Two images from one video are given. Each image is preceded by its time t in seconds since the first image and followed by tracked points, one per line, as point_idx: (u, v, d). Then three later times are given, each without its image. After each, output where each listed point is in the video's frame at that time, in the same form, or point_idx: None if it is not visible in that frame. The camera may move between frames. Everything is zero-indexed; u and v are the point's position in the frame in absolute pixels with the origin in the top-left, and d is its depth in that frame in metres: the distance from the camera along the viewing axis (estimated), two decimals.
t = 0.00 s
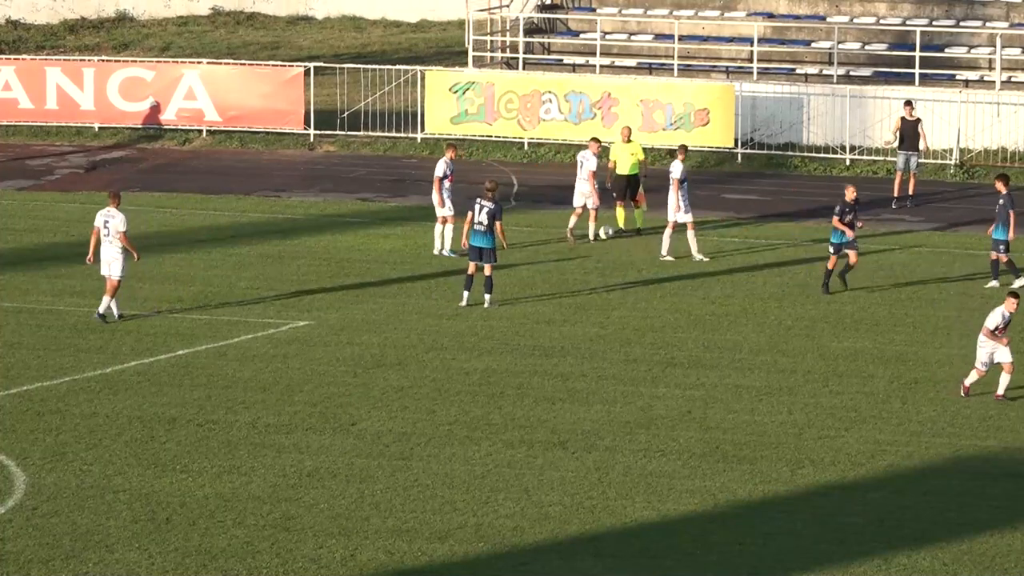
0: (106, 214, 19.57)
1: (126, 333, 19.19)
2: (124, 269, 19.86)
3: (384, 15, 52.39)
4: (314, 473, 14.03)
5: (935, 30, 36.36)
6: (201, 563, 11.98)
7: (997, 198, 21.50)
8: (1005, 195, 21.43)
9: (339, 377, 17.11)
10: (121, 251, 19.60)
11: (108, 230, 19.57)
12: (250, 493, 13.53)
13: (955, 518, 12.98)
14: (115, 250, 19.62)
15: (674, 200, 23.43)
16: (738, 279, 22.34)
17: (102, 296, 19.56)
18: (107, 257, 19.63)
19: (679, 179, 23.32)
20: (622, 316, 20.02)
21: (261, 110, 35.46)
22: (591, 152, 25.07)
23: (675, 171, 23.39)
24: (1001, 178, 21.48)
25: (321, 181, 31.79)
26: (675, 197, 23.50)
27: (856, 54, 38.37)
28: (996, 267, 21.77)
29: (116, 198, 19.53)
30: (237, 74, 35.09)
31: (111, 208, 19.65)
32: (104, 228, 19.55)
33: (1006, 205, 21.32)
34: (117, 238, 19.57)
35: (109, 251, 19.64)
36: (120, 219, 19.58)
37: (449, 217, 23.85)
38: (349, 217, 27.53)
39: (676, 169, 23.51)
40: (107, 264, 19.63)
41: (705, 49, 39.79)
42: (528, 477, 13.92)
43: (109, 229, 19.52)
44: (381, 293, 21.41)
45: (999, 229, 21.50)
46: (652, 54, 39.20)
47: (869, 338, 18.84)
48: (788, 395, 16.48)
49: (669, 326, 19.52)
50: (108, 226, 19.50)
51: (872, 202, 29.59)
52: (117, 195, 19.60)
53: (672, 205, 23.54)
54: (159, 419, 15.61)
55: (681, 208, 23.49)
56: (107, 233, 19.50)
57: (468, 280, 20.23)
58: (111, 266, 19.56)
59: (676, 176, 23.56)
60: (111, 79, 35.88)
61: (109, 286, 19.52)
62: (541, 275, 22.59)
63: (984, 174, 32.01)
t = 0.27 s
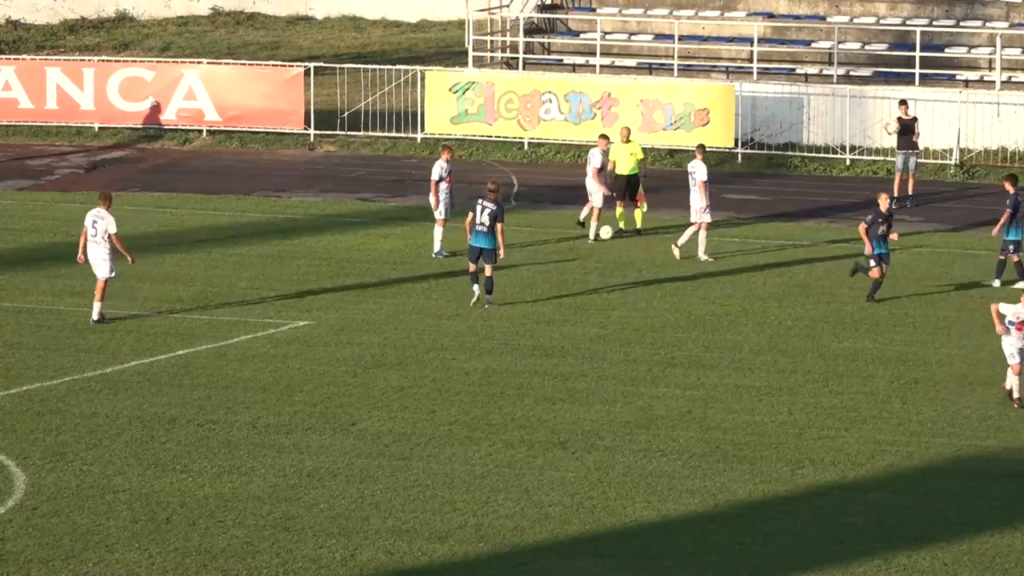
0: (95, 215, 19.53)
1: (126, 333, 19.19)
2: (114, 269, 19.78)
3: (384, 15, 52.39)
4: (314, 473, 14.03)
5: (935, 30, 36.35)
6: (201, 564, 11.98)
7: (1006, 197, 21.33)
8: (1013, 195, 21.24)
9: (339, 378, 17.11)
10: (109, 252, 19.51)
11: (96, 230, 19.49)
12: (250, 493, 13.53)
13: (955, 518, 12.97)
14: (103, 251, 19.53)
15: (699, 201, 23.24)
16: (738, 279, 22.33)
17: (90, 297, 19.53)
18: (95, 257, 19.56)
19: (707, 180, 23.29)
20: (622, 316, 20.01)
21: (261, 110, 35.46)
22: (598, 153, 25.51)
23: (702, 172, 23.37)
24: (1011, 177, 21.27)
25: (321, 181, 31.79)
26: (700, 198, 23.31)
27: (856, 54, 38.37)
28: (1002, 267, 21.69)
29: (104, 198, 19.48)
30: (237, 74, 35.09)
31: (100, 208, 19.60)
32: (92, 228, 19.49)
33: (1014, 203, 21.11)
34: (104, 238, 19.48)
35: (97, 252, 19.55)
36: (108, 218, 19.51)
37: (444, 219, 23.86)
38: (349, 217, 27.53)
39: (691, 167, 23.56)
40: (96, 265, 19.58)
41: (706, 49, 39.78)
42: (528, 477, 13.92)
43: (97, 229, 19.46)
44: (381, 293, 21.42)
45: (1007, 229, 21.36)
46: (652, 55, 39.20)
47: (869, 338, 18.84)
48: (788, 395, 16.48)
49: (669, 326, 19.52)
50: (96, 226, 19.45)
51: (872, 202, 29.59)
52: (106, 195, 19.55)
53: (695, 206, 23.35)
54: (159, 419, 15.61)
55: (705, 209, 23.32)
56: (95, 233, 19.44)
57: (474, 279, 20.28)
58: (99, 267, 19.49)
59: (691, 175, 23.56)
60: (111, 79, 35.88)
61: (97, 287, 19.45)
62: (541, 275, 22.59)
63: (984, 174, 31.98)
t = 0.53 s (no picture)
0: (82, 218, 19.34)
1: (126, 333, 19.19)
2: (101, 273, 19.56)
3: (384, 15, 52.39)
4: (314, 473, 14.03)
5: (935, 30, 36.35)
6: (201, 564, 11.99)
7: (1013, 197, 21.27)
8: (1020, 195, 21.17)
9: (339, 378, 17.11)
10: (92, 257, 19.31)
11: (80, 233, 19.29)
12: (250, 493, 13.53)
13: (955, 518, 12.98)
14: (87, 255, 19.34)
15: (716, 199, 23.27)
16: (738, 279, 22.33)
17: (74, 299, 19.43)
18: (80, 261, 19.38)
19: (726, 179, 23.37)
20: (622, 316, 20.01)
21: (261, 110, 35.47)
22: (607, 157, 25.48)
23: (720, 171, 23.44)
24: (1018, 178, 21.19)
25: (321, 181, 31.79)
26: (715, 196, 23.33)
27: (856, 54, 38.38)
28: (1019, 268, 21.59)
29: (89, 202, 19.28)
30: (237, 75, 35.10)
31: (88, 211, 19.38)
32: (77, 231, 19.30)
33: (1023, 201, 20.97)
34: (88, 242, 19.26)
35: (81, 255, 19.37)
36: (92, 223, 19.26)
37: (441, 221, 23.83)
38: (349, 217, 27.53)
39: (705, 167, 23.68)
40: (81, 269, 19.38)
41: (705, 49, 39.77)
42: (528, 478, 13.92)
43: (81, 232, 19.26)
44: (381, 293, 21.42)
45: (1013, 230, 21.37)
46: (652, 55, 39.20)
47: (869, 338, 18.84)
48: (788, 395, 16.49)
49: (669, 326, 19.52)
50: (80, 230, 19.26)
51: (872, 202, 29.59)
52: (90, 199, 19.32)
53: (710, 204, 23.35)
54: (159, 419, 15.61)
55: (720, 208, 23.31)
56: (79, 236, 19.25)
57: (478, 282, 20.24)
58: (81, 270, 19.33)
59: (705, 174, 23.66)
60: (111, 79, 35.90)
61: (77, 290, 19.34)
62: (541, 275, 22.60)
63: (984, 174, 31.96)
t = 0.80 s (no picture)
0: (69, 217, 19.20)
1: (126, 333, 19.19)
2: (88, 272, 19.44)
3: (384, 15, 52.39)
4: (314, 473, 14.03)
5: (935, 30, 36.35)
6: (201, 564, 11.98)
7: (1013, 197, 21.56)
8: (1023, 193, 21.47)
9: (339, 378, 17.11)
10: (80, 256, 19.20)
11: (68, 232, 19.16)
12: (250, 493, 13.53)
13: (955, 518, 12.98)
14: (74, 254, 19.22)
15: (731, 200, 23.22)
16: (738, 279, 22.33)
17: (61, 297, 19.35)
18: (68, 260, 19.27)
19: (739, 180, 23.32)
20: (622, 317, 20.01)
21: (260, 110, 35.47)
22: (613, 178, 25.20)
23: (733, 172, 23.37)
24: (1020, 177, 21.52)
25: (321, 180, 31.79)
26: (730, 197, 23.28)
27: (856, 54, 38.38)
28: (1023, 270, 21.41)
29: (77, 201, 19.12)
30: (237, 75, 35.10)
31: (75, 210, 19.23)
32: (64, 231, 19.16)
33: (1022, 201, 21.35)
34: (75, 241, 19.14)
35: (69, 254, 19.24)
36: (81, 223, 19.11)
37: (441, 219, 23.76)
38: (349, 217, 27.54)
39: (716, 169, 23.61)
40: (68, 268, 19.25)
41: (705, 49, 39.77)
42: (528, 478, 13.92)
43: (69, 231, 19.13)
44: (381, 293, 21.41)
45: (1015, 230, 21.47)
46: (652, 55, 39.21)
47: (869, 338, 18.84)
48: (788, 395, 16.49)
49: (669, 326, 19.52)
50: (67, 228, 19.14)
51: (872, 202, 29.59)
52: (78, 199, 19.16)
53: (725, 206, 23.27)
54: (159, 419, 15.61)
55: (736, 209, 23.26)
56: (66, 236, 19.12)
57: (478, 284, 20.14)
58: (68, 270, 19.19)
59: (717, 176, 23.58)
60: (111, 79, 35.90)
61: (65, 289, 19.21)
62: (541, 275, 22.60)
63: (984, 174, 31.96)
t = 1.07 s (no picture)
0: (60, 221, 19.13)
1: (126, 333, 19.19)
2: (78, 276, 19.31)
3: (384, 15, 52.39)
4: (314, 473, 14.03)
5: (935, 30, 36.36)
6: (201, 563, 11.99)
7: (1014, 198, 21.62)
8: None
9: (339, 378, 17.11)
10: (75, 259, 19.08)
11: (60, 236, 19.08)
12: (250, 493, 13.53)
13: (955, 518, 12.98)
14: (68, 257, 19.10)
15: (742, 201, 23.21)
16: (738, 279, 22.34)
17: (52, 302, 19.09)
18: (59, 264, 19.10)
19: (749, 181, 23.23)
20: (621, 317, 20.02)
21: (261, 110, 35.46)
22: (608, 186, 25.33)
23: (744, 173, 23.25)
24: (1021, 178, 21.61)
25: (321, 180, 31.79)
26: (740, 198, 23.27)
27: (856, 54, 38.40)
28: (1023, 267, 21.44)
29: (69, 204, 19.12)
30: (237, 75, 35.10)
31: (65, 214, 19.21)
32: (57, 235, 19.07)
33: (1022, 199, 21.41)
34: (70, 244, 19.04)
35: (61, 258, 19.11)
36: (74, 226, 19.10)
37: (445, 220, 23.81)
38: (349, 217, 27.54)
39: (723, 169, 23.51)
40: (59, 271, 19.10)
41: (705, 49, 39.77)
42: (528, 478, 13.93)
43: (62, 235, 19.04)
44: (381, 293, 21.42)
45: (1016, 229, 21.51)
46: (652, 55, 39.21)
47: (869, 338, 18.84)
48: (788, 395, 16.49)
49: (669, 326, 19.52)
50: (60, 232, 19.05)
51: (873, 202, 29.59)
52: (70, 201, 19.12)
53: (736, 206, 23.29)
54: (159, 419, 15.62)
55: (746, 209, 23.28)
56: (60, 239, 19.02)
57: (478, 284, 20.11)
58: (62, 273, 19.04)
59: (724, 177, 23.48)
60: (111, 79, 35.89)
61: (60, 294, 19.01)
62: (541, 275, 22.60)
63: (984, 173, 31.95)
